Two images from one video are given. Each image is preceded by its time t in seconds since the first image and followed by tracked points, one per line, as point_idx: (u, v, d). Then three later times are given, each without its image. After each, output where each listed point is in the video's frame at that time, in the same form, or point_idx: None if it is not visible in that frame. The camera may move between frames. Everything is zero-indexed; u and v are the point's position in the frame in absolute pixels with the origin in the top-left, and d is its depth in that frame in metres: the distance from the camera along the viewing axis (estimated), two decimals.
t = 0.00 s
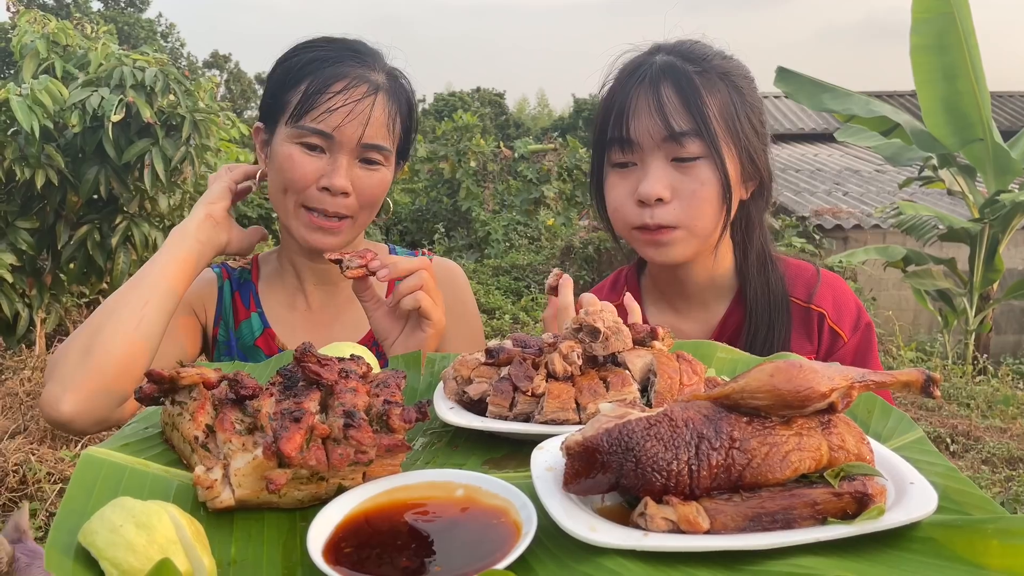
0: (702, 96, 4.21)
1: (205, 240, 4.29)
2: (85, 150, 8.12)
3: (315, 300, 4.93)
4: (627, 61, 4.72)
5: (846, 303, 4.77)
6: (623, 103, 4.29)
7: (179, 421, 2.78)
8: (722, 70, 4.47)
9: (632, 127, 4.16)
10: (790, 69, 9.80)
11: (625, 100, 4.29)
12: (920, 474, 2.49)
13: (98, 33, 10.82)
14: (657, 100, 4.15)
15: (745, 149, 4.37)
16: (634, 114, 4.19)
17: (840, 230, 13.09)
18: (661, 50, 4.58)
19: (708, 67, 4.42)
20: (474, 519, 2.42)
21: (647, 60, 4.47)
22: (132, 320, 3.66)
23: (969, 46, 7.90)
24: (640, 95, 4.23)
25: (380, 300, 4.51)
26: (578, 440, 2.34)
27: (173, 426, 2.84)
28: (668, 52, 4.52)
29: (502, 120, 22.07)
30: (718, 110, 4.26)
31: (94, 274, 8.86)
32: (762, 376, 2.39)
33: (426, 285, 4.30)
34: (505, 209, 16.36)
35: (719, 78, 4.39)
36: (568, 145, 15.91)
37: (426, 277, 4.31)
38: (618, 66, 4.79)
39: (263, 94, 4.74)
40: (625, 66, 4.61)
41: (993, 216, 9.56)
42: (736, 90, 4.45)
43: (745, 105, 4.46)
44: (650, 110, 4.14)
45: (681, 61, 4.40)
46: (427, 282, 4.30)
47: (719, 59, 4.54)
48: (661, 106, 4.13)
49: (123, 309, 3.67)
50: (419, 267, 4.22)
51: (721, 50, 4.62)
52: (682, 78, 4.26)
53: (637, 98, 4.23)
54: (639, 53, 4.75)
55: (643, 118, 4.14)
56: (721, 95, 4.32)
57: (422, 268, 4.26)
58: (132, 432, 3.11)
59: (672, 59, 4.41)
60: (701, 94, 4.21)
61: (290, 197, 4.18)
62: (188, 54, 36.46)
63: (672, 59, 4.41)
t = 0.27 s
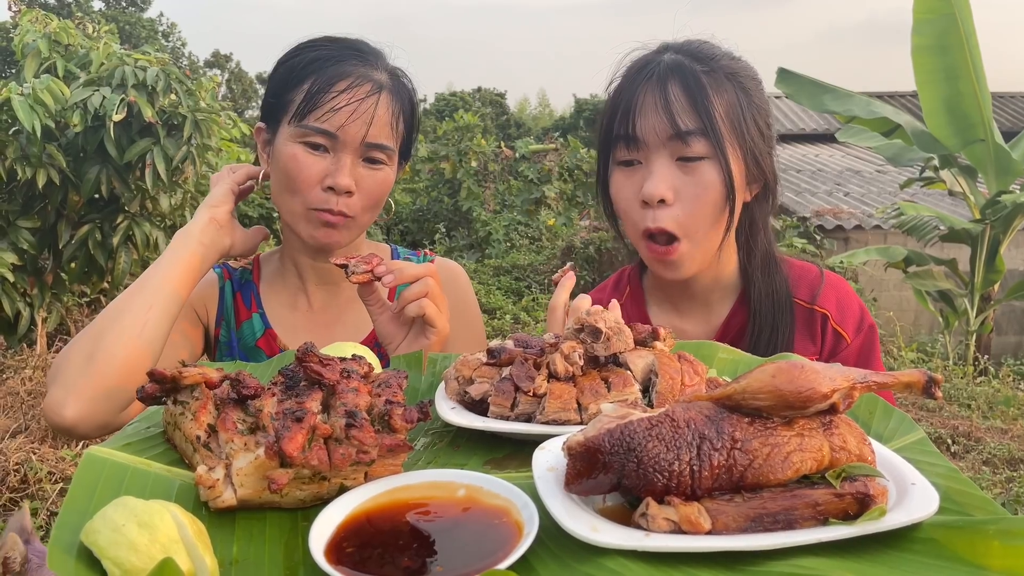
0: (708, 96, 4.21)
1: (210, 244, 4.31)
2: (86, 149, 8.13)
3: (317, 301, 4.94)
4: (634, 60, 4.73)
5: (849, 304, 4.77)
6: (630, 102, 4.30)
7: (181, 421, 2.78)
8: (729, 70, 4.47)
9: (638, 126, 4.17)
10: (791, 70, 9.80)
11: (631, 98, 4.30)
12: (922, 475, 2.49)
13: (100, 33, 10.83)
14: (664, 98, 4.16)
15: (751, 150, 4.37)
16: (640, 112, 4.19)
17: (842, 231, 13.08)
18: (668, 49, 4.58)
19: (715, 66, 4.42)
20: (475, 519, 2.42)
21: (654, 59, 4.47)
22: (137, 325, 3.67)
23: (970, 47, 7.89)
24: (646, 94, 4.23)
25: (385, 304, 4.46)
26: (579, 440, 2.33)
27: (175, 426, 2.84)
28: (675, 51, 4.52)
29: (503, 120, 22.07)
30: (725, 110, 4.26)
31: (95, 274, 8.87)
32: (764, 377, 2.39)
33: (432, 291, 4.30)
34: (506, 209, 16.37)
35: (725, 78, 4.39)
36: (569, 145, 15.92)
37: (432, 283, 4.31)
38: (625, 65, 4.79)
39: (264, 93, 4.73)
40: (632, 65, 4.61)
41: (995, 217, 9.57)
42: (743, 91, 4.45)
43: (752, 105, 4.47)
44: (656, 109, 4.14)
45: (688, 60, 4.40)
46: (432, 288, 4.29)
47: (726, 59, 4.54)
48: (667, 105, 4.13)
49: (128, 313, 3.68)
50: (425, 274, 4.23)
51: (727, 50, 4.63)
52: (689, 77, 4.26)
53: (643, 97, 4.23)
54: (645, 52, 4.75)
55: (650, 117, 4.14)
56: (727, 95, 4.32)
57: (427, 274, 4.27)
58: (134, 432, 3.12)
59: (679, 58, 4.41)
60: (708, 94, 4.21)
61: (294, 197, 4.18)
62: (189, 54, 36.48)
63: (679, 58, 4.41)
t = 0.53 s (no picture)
0: (715, 98, 4.21)
1: (218, 249, 4.35)
2: (87, 149, 8.14)
3: (318, 302, 4.95)
4: (642, 60, 4.73)
5: (851, 305, 4.77)
6: (636, 103, 4.30)
7: (183, 420, 2.79)
8: (737, 73, 4.47)
9: (644, 126, 4.17)
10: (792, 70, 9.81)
11: (637, 100, 4.30)
12: (922, 475, 2.50)
13: (101, 32, 10.84)
14: (671, 100, 4.16)
15: (756, 153, 4.38)
16: (646, 113, 4.20)
17: (842, 232, 13.09)
18: (677, 50, 4.58)
19: (723, 69, 4.43)
20: (476, 519, 2.43)
21: (662, 60, 4.47)
22: (144, 327, 3.68)
23: (971, 48, 7.89)
24: (653, 96, 4.24)
25: (388, 307, 4.51)
26: (580, 440, 2.34)
27: (177, 425, 2.85)
28: (684, 52, 4.53)
29: (504, 120, 22.07)
30: (732, 113, 4.26)
31: (96, 274, 8.88)
32: (764, 378, 2.39)
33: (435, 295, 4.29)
34: (507, 209, 16.38)
35: (733, 81, 4.40)
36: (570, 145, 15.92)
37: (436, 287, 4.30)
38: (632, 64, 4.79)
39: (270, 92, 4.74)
40: (639, 65, 4.61)
41: (995, 218, 9.58)
42: (750, 94, 4.45)
43: (759, 108, 4.47)
44: (663, 110, 4.15)
45: (696, 62, 4.40)
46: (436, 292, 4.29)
47: (735, 61, 4.54)
48: (674, 106, 4.14)
49: (135, 315, 3.70)
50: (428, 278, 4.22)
51: (736, 53, 4.63)
52: (696, 79, 4.27)
53: (650, 99, 4.24)
54: (654, 52, 4.75)
55: (656, 117, 4.15)
56: (735, 97, 4.32)
57: (429, 278, 4.26)
58: (137, 431, 3.13)
59: (688, 60, 4.41)
60: (715, 96, 4.22)
61: (297, 199, 4.19)
62: (190, 53, 36.47)
63: (687, 59, 4.42)
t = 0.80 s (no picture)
0: (720, 98, 4.22)
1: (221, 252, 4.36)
2: (88, 149, 8.15)
3: (318, 302, 4.97)
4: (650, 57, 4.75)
5: (853, 309, 4.78)
6: (642, 98, 4.32)
7: (185, 421, 2.80)
8: (744, 74, 4.47)
9: (647, 123, 4.19)
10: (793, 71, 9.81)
11: (643, 95, 4.32)
12: (921, 477, 2.50)
13: (101, 32, 10.84)
14: (675, 97, 4.17)
15: (760, 155, 4.38)
16: (650, 110, 4.21)
17: (842, 232, 13.10)
18: (685, 49, 4.59)
19: (730, 69, 4.43)
20: (477, 520, 2.44)
21: (669, 58, 4.49)
22: (146, 330, 3.69)
23: (972, 50, 7.90)
24: (658, 92, 4.25)
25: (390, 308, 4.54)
26: (581, 441, 2.35)
27: (179, 426, 2.86)
28: (691, 51, 4.54)
29: (504, 121, 22.08)
30: (737, 113, 4.27)
31: (97, 274, 8.88)
32: (764, 379, 2.40)
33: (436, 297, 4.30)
34: (507, 210, 16.38)
35: (740, 81, 4.40)
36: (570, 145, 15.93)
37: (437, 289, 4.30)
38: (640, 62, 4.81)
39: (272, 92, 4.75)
40: (646, 63, 4.63)
41: (996, 218, 9.59)
42: (756, 95, 4.46)
43: (764, 110, 4.47)
44: (667, 107, 4.16)
45: (703, 61, 4.41)
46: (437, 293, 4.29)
47: (742, 63, 4.55)
48: (678, 104, 4.15)
49: (138, 318, 3.70)
50: (430, 279, 4.22)
51: (743, 54, 4.64)
52: (703, 77, 4.28)
53: (655, 95, 4.26)
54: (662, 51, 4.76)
55: (660, 114, 4.16)
56: (740, 98, 4.33)
57: (432, 279, 4.26)
58: (138, 432, 3.14)
59: (694, 59, 4.42)
60: (720, 96, 4.22)
61: (298, 200, 4.20)
62: (190, 53, 36.46)
63: (694, 58, 4.43)
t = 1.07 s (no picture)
0: (720, 99, 4.22)
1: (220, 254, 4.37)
2: (88, 149, 8.15)
3: (318, 303, 4.97)
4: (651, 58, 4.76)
5: (852, 309, 4.79)
6: (641, 100, 4.33)
7: (184, 421, 2.81)
8: (744, 75, 4.48)
9: (647, 124, 4.19)
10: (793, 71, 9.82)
11: (643, 97, 4.33)
12: (919, 477, 2.51)
13: (102, 32, 10.85)
14: (675, 99, 4.18)
15: (760, 156, 4.39)
16: (650, 112, 4.22)
17: (842, 233, 13.11)
18: (684, 50, 4.60)
19: (729, 70, 4.44)
20: (475, 519, 2.45)
21: (669, 59, 4.50)
22: (144, 332, 3.68)
23: (971, 50, 7.90)
24: (658, 94, 4.26)
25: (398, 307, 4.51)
26: (578, 442, 2.36)
27: (178, 426, 2.87)
28: (691, 52, 4.54)
29: (504, 121, 22.09)
30: (737, 114, 4.27)
31: (97, 274, 8.89)
32: (761, 379, 2.41)
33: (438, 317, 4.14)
34: (507, 210, 16.36)
35: (739, 83, 4.40)
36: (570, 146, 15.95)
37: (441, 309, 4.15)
38: (641, 62, 4.81)
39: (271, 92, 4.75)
40: (646, 64, 4.63)
41: (995, 219, 9.59)
42: (756, 96, 4.46)
43: (764, 111, 4.48)
44: (666, 109, 4.16)
45: (703, 62, 4.42)
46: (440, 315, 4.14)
47: (741, 64, 4.56)
48: (678, 105, 4.15)
49: (137, 319, 3.70)
50: (435, 298, 4.11)
51: (743, 55, 4.65)
52: (702, 79, 4.29)
53: (655, 97, 4.26)
54: (662, 52, 4.77)
55: (660, 116, 4.17)
56: (740, 99, 4.33)
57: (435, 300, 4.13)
58: (138, 432, 3.14)
59: (694, 60, 4.43)
60: (720, 97, 4.23)
61: (301, 196, 4.20)
62: (190, 53, 36.46)
63: (694, 59, 4.44)
